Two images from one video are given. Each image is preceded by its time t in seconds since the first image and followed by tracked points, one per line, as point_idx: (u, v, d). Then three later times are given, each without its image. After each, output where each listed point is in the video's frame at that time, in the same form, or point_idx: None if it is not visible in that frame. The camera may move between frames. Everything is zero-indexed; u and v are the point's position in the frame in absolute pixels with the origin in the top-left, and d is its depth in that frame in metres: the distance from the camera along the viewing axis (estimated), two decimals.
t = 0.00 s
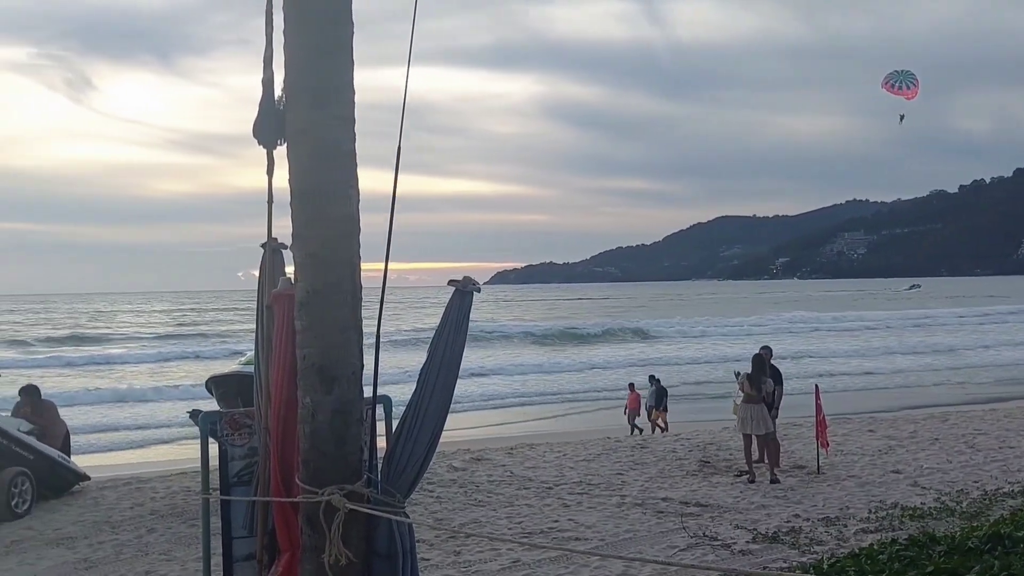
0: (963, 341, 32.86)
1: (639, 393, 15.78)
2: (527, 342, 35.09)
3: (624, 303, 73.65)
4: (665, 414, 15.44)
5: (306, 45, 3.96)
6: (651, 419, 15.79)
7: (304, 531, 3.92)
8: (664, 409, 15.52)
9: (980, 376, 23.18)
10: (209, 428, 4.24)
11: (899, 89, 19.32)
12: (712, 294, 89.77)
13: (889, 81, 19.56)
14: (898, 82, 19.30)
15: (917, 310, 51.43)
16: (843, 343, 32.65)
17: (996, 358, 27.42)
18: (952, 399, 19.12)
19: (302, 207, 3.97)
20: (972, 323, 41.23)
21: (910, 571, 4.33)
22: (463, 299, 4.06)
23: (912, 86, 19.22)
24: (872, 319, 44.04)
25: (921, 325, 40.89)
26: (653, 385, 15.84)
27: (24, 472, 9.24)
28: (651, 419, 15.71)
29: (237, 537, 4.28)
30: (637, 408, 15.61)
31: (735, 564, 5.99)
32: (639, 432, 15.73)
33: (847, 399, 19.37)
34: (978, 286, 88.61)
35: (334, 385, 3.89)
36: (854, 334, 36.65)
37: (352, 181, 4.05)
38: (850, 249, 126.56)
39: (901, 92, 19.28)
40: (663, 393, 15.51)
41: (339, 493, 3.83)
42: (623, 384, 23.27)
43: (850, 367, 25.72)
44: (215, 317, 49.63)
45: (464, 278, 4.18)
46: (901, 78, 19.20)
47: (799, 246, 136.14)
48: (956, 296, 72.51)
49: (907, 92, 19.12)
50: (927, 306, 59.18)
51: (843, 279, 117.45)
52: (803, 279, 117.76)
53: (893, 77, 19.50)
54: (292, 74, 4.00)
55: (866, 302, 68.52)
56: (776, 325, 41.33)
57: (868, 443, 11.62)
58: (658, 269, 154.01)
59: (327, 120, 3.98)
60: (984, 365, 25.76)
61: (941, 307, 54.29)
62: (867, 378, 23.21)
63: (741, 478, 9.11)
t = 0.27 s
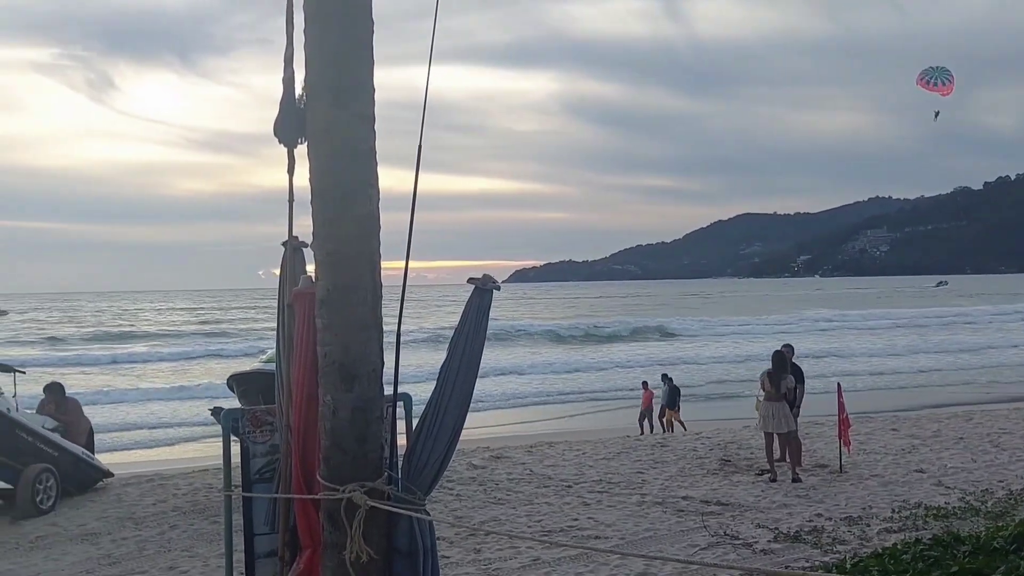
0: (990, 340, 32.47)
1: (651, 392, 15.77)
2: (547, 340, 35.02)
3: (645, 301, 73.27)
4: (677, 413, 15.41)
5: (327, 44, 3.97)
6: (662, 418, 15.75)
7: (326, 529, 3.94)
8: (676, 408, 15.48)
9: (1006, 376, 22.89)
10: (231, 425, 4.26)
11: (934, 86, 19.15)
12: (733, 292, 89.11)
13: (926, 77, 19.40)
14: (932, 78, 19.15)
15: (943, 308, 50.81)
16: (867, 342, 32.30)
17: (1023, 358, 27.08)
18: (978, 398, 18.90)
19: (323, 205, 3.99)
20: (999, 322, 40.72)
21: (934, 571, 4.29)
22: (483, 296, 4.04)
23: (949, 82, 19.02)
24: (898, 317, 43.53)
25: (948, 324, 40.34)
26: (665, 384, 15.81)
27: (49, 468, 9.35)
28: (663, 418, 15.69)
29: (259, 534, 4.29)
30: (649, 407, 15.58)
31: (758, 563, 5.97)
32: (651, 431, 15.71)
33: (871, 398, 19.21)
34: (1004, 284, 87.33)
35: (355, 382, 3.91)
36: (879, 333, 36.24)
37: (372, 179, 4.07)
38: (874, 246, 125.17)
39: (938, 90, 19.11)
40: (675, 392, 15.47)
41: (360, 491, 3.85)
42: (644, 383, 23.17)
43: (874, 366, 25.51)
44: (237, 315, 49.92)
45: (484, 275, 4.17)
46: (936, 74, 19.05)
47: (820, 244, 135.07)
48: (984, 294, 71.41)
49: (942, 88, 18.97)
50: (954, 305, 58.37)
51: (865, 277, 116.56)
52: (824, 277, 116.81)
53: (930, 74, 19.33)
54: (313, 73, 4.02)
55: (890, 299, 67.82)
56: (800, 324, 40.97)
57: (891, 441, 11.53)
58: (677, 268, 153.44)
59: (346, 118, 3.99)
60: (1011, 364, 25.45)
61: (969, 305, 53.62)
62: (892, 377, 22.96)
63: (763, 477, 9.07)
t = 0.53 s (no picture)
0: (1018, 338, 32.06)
1: (666, 391, 15.73)
2: (570, 338, 34.96)
3: (669, 299, 72.90)
4: (694, 410, 15.36)
5: (350, 43, 3.99)
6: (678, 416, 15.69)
7: (350, 525, 3.95)
8: (692, 406, 15.44)
9: None
10: (256, 422, 4.29)
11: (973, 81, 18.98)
12: (758, 289, 88.45)
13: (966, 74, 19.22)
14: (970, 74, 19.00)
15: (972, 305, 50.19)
16: (895, 340, 31.95)
17: None
18: (1007, 396, 18.68)
19: (347, 203, 4.01)
20: None
21: (962, 571, 4.25)
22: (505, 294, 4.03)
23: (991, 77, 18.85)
24: (927, 315, 43.01)
25: (978, 322, 39.77)
26: (680, 382, 15.78)
27: (76, 464, 9.47)
28: (679, 416, 15.64)
29: (283, 529, 4.32)
30: (665, 405, 15.53)
31: (782, 561, 5.94)
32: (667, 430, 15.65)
33: (897, 396, 19.04)
34: None
35: (378, 379, 3.93)
36: (907, 331, 35.82)
37: (395, 177, 4.08)
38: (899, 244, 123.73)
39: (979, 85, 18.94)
40: (691, 390, 15.45)
41: (384, 487, 3.86)
42: (669, 381, 23.08)
43: (900, 364, 25.27)
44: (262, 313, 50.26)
45: (506, 272, 4.16)
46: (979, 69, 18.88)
47: (843, 242, 133.87)
48: (1015, 291, 70.30)
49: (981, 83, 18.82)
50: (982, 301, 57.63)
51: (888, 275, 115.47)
52: (847, 274, 115.74)
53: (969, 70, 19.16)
54: (336, 72, 4.04)
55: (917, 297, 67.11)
56: (826, 322, 40.60)
57: (918, 440, 11.43)
58: (698, 266, 152.76)
59: (369, 117, 4.00)
60: None
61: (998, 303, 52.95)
62: (920, 375, 22.71)
63: (788, 475, 9.02)
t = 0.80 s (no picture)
0: None
1: (681, 389, 15.68)
2: (589, 337, 34.87)
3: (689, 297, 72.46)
4: (709, 409, 15.31)
5: (372, 41, 3.99)
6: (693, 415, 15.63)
7: (371, 523, 3.95)
8: (708, 405, 15.40)
9: None
10: (278, 419, 4.30)
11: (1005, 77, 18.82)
12: (779, 287, 87.85)
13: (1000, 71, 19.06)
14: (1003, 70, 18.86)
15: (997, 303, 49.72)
16: (920, 338, 31.64)
17: None
18: None
19: (369, 202, 4.01)
20: None
21: (988, 570, 4.22)
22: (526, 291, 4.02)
23: None
24: (951, 313, 42.59)
25: (1006, 320, 39.29)
26: (695, 381, 15.74)
27: (98, 461, 9.55)
28: (694, 415, 15.59)
29: (305, 526, 4.33)
30: (680, 403, 15.48)
31: (805, 560, 5.91)
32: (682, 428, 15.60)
33: (921, 394, 18.90)
34: None
35: (399, 377, 3.93)
36: (933, 329, 35.47)
37: (416, 174, 4.08)
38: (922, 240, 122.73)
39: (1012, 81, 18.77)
40: (707, 389, 15.40)
41: (405, 484, 3.86)
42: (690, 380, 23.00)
43: (923, 363, 25.09)
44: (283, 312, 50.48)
45: (527, 270, 4.15)
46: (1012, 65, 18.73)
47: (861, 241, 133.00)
48: None
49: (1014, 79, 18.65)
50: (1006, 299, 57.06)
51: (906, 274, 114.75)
52: (867, 273, 114.90)
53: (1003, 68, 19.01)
54: (358, 71, 4.04)
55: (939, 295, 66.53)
56: (848, 320, 40.32)
57: (942, 438, 11.34)
58: (713, 266, 152.34)
59: (390, 115, 4.00)
60: None
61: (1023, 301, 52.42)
62: (945, 373, 22.51)
63: (810, 474, 8.97)
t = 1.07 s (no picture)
0: None
1: (695, 388, 15.62)
2: (609, 336, 34.80)
3: (710, 296, 72.09)
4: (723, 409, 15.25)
5: (394, 39, 4.00)
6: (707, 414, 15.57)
7: (392, 521, 3.96)
8: (722, 404, 15.34)
9: None
10: (299, 417, 4.31)
11: None
12: (800, 285, 87.25)
13: None
14: None
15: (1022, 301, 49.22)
16: (945, 337, 31.37)
17: None
18: None
19: (390, 200, 4.01)
20: None
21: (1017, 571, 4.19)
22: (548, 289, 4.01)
23: None
24: (978, 312, 42.11)
25: None
26: (710, 379, 15.67)
27: (122, 459, 9.61)
28: (708, 414, 15.52)
29: (326, 523, 4.34)
30: (694, 402, 15.42)
31: (829, 560, 5.88)
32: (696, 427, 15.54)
33: (947, 393, 18.74)
34: None
35: (420, 374, 3.93)
36: (956, 328, 35.17)
37: (438, 172, 4.08)
38: (944, 239, 121.50)
39: None
40: (721, 388, 15.34)
41: (426, 482, 3.87)
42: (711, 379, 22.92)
43: (947, 361, 24.86)
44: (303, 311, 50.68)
45: (549, 268, 4.14)
46: None
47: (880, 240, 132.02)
48: None
49: None
50: None
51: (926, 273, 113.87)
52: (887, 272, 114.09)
53: None
54: (380, 69, 4.04)
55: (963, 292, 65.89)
56: (869, 319, 40.04)
57: (967, 438, 11.25)
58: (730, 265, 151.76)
59: (412, 112, 4.00)
60: None
61: None
62: (969, 372, 22.32)
63: (834, 473, 8.92)
